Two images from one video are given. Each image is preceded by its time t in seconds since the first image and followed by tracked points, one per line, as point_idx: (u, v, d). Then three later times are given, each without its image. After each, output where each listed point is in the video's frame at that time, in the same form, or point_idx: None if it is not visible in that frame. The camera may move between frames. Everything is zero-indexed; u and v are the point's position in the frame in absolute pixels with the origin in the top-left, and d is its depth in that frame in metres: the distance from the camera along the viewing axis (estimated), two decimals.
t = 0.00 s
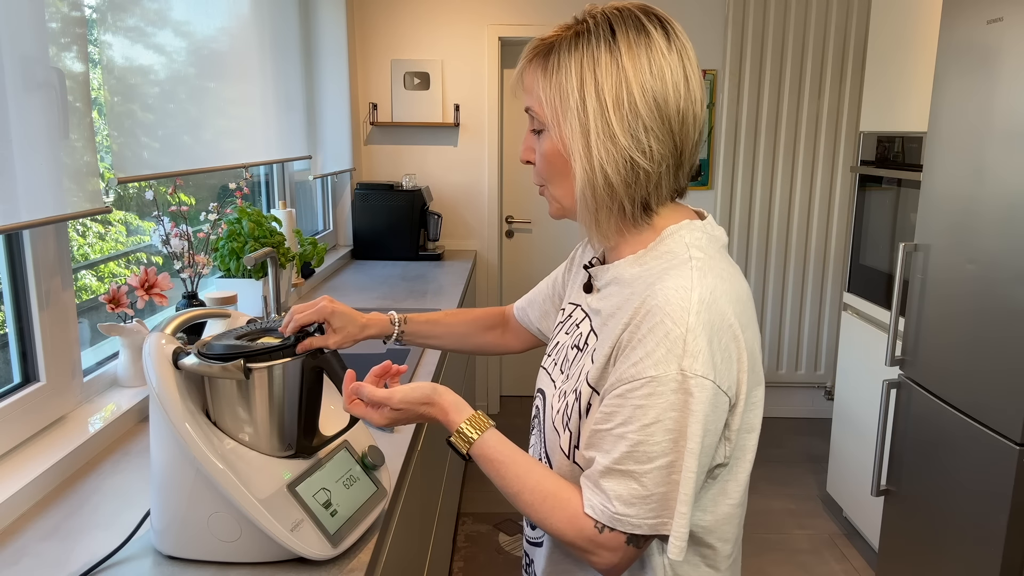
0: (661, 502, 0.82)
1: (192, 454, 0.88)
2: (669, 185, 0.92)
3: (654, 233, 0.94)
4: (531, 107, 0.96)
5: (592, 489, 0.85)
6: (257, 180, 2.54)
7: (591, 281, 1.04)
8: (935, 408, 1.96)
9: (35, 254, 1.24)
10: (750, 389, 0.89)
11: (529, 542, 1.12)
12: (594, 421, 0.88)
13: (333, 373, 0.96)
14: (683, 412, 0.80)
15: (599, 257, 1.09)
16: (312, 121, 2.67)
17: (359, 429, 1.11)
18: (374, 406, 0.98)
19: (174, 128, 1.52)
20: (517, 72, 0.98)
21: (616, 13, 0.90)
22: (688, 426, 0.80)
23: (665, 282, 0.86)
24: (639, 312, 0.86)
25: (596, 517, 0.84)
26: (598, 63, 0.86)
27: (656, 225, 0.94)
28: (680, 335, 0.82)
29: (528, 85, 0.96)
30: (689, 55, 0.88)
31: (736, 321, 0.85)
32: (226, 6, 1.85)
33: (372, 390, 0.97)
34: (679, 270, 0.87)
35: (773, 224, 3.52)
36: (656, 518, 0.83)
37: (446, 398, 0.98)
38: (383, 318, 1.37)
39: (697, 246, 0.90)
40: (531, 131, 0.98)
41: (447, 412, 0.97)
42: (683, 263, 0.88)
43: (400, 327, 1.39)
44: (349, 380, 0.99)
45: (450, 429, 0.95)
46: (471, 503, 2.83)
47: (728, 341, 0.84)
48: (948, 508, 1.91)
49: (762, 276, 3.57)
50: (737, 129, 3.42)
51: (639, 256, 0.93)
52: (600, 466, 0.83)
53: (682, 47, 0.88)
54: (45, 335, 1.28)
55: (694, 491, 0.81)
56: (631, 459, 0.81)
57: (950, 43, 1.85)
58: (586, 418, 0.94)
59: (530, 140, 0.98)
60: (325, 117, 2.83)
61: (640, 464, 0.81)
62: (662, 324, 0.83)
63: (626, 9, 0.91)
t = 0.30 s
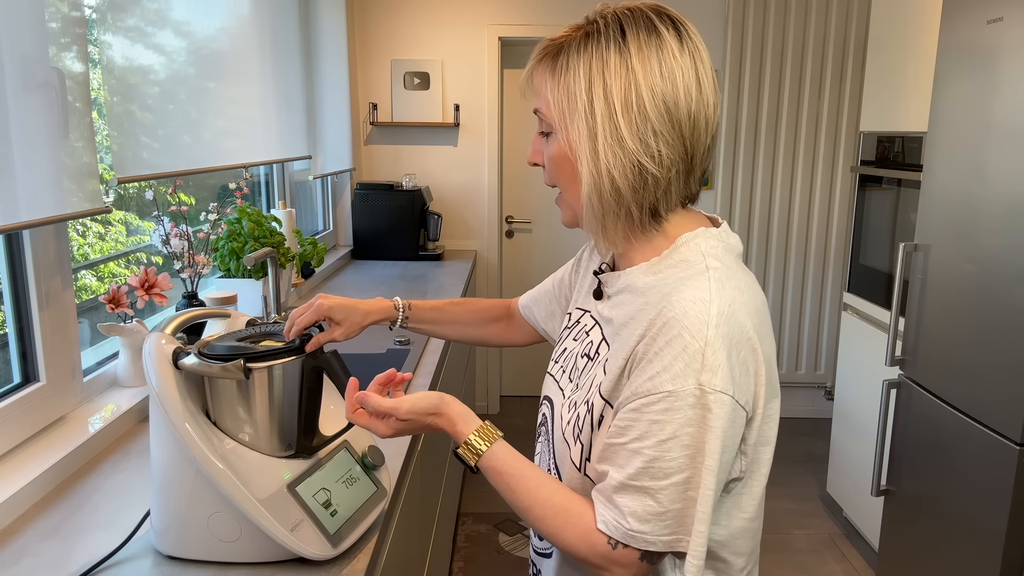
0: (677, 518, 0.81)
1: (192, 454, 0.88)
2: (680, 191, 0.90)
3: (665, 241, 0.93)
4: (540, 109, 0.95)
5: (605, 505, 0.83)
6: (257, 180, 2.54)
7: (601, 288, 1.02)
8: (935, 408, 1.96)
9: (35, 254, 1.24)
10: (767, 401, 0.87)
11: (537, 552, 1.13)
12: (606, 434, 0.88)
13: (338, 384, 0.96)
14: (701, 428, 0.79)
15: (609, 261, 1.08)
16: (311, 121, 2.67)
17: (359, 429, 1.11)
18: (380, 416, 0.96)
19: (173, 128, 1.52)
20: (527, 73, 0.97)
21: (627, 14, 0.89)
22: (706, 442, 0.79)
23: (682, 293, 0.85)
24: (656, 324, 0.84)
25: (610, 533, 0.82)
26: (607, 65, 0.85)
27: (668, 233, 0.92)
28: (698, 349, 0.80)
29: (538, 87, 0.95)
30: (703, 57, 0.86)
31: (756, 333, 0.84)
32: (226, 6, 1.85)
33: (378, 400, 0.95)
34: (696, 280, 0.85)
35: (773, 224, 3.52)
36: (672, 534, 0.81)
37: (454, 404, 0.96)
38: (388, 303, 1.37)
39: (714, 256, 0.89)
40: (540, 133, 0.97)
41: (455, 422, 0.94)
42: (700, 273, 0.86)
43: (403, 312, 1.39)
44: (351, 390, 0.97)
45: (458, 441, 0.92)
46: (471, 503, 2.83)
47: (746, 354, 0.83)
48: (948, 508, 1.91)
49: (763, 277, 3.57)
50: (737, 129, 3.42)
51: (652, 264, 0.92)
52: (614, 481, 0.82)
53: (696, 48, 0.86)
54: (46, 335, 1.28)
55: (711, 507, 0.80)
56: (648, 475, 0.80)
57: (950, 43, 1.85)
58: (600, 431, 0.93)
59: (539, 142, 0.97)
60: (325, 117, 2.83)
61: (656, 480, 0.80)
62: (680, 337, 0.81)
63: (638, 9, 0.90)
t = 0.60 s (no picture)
0: (692, 530, 0.81)
1: (192, 455, 0.88)
2: (690, 194, 0.90)
3: (678, 247, 0.92)
4: (547, 115, 0.95)
5: (619, 516, 0.83)
6: (257, 180, 2.54)
7: (611, 293, 1.02)
8: (935, 408, 1.96)
9: (35, 254, 1.24)
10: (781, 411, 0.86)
11: (542, 559, 1.16)
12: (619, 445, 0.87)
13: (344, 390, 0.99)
14: (718, 439, 0.79)
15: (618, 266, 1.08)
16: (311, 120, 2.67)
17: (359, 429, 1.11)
18: (386, 425, 0.97)
19: (173, 128, 1.52)
20: (532, 80, 0.97)
21: (632, 16, 0.89)
22: (724, 453, 0.78)
23: (697, 301, 0.84)
24: (672, 333, 0.84)
25: (624, 545, 0.82)
26: (612, 68, 0.85)
27: (680, 238, 0.92)
28: (714, 359, 0.80)
29: (543, 92, 0.95)
30: (709, 58, 0.86)
31: (771, 342, 0.84)
32: (226, 6, 1.85)
33: (384, 409, 0.95)
34: (711, 288, 0.85)
35: (773, 225, 3.52)
36: (689, 546, 0.81)
37: (457, 416, 0.95)
38: (383, 291, 1.37)
39: (729, 262, 0.88)
40: (547, 140, 0.97)
41: (464, 432, 0.94)
42: (715, 281, 0.86)
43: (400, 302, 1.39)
44: (357, 399, 0.98)
45: (467, 451, 0.93)
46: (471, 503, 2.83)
47: (762, 362, 0.82)
48: (948, 508, 1.92)
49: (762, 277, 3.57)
50: (738, 129, 3.42)
51: (665, 269, 0.91)
52: (629, 493, 0.82)
53: (702, 48, 0.86)
54: (46, 335, 1.28)
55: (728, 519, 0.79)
56: (663, 486, 0.80)
57: (950, 43, 1.85)
58: (611, 440, 0.92)
59: (546, 149, 0.97)
60: (325, 117, 2.83)
61: (671, 491, 0.80)
62: (696, 346, 0.81)
63: (642, 11, 0.90)
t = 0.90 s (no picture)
0: (696, 533, 0.81)
1: (192, 455, 0.88)
2: (694, 193, 0.89)
3: (682, 248, 0.92)
4: (546, 121, 0.95)
5: (622, 518, 0.83)
6: (257, 180, 2.54)
7: (614, 294, 1.02)
8: (935, 407, 1.96)
9: (35, 254, 1.24)
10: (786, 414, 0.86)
11: (545, 563, 1.16)
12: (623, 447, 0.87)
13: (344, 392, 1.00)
14: (723, 441, 0.79)
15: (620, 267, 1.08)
16: (311, 120, 2.67)
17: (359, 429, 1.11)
18: (387, 426, 0.96)
19: (173, 128, 1.52)
20: (529, 87, 0.97)
21: (626, 18, 0.89)
22: (728, 455, 0.78)
23: (703, 301, 0.84)
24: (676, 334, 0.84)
25: (627, 548, 0.82)
26: (609, 71, 0.85)
27: (685, 240, 0.92)
28: (719, 360, 0.80)
29: (541, 98, 0.95)
30: (707, 55, 0.86)
31: (776, 343, 0.84)
32: (226, 6, 1.85)
33: (387, 410, 0.95)
34: (716, 289, 0.85)
35: (773, 225, 3.52)
36: (693, 549, 0.81)
37: (463, 420, 0.95)
38: (383, 291, 1.37)
39: (734, 263, 0.88)
40: (548, 145, 0.97)
41: (465, 432, 0.94)
42: (721, 281, 0.86)
43: (399, 302, 1.39)
44: (359, 398, 0.98)
45: (469, 452, 0.93)
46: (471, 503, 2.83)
47: (767, 364, 0.82)
48: (948, 508, 1.92)
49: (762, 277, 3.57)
50: (738, 129, 3.42)
51: (671, 269, 0.91)
52: (631, 495, 0.82)
53: (698, 46, 0.86)
54: (46, 335, 1.28)
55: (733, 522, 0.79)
56: (665, 489, 0.80)
57: (950, 43, 1.85)
58: (614, 441, 0.92)
59: (548, 154, 0.97)
60: (325, 117, 2.83)
61: (675, 494, 0.80)
62: (701, 347, 0.81)
63: (637, 12, 0.89)
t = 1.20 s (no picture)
0: (691, 535, 0.80)
1: (192, 455, 0.88)
2: (679, 195, 0.88)
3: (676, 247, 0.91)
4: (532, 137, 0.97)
5: (619, 521, 0.83)
6: (257, 180, 2.54)
7: (614, 295, 1.02)
8: (935, 407, 1.96)
9: (35, 255, 1.24)
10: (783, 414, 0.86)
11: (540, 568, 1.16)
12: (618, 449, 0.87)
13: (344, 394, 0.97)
14: (715, 442, 0.78)
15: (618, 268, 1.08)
16: (311, 120, 2.67)
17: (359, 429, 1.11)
18: (389, 428, 0.96)
19: (173, 128, 1.52)
20: (517, 106, 0.99)
21: (598, 28, 0.89)
22: (721, 456, 0.78)
23: (695, 301, 0.84)
24: (670, 335, 0.83)
25: (623, 552, 0.82)
26: (580, 84, 0.86)
27: (679, 242, 0.91)
28: (710, 360, 0.79)
29: (526, 116, 0.97)
30: (678, 55, 0.84)
31: (770, 342, 0.83)
32: (226, 6, 1.85)
33: (388, 411, 0.95)
34: (708, 289, 0.84)
35: (773, 225, 3.52)
36: (687, 551, 0.81)
37: (462, 417, 0.95)
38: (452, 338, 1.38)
39: (728, 263, 0.87)
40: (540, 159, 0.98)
41: (468, 434, 0.94)
42: (713, 281, 0.85)
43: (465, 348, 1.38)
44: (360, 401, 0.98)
45: (471, 454, 0.92)
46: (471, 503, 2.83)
47: (760, 363, 0.82)
48: (948, 508, 1.92)
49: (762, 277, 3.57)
50: (738, 129, 3.42)
51: (666, 272, 0.90)
52: (627, 498, 0.82)
53: (670, 49, 0.84)
54: (46, 334, 1.28)
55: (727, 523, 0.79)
56: (660, 491, 0.80)
57: (950, 43, 1.85)
58: (609, 441, 0.93)
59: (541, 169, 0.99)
60: (325, 117, 2.83)
61: (668, 496, 0.80)
62: (692, 347, 0.81)
63: (610, 21, 0.89)
